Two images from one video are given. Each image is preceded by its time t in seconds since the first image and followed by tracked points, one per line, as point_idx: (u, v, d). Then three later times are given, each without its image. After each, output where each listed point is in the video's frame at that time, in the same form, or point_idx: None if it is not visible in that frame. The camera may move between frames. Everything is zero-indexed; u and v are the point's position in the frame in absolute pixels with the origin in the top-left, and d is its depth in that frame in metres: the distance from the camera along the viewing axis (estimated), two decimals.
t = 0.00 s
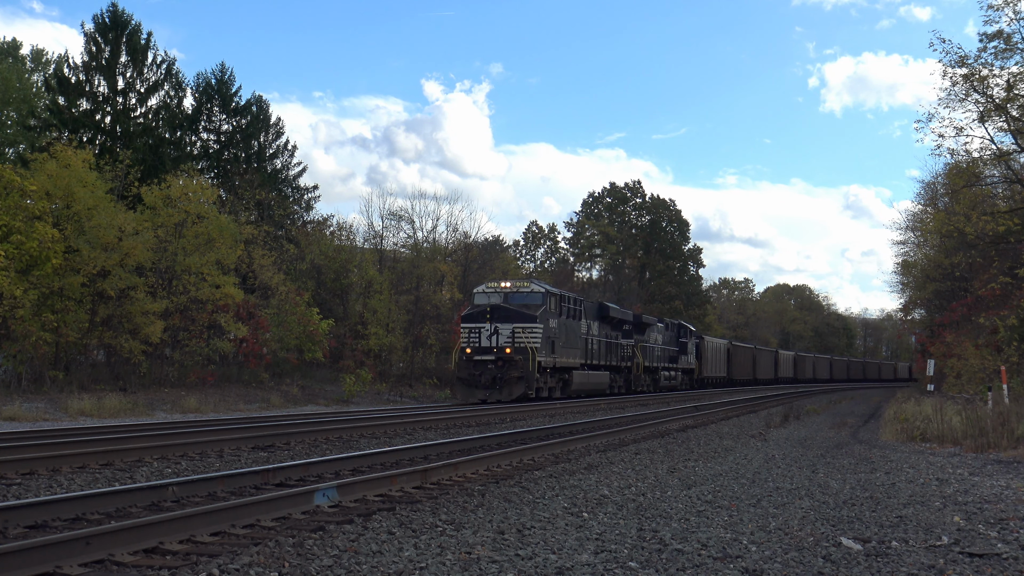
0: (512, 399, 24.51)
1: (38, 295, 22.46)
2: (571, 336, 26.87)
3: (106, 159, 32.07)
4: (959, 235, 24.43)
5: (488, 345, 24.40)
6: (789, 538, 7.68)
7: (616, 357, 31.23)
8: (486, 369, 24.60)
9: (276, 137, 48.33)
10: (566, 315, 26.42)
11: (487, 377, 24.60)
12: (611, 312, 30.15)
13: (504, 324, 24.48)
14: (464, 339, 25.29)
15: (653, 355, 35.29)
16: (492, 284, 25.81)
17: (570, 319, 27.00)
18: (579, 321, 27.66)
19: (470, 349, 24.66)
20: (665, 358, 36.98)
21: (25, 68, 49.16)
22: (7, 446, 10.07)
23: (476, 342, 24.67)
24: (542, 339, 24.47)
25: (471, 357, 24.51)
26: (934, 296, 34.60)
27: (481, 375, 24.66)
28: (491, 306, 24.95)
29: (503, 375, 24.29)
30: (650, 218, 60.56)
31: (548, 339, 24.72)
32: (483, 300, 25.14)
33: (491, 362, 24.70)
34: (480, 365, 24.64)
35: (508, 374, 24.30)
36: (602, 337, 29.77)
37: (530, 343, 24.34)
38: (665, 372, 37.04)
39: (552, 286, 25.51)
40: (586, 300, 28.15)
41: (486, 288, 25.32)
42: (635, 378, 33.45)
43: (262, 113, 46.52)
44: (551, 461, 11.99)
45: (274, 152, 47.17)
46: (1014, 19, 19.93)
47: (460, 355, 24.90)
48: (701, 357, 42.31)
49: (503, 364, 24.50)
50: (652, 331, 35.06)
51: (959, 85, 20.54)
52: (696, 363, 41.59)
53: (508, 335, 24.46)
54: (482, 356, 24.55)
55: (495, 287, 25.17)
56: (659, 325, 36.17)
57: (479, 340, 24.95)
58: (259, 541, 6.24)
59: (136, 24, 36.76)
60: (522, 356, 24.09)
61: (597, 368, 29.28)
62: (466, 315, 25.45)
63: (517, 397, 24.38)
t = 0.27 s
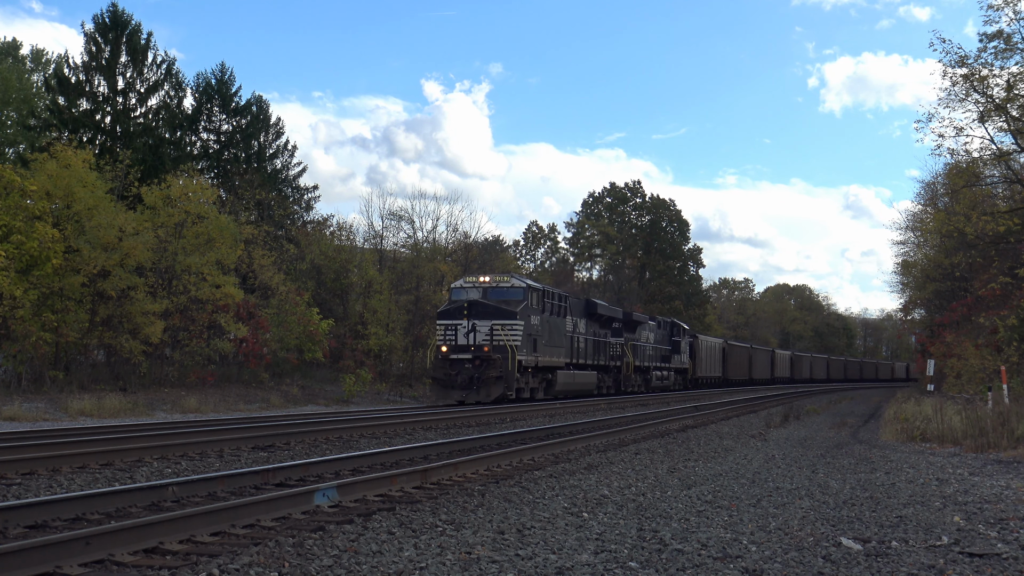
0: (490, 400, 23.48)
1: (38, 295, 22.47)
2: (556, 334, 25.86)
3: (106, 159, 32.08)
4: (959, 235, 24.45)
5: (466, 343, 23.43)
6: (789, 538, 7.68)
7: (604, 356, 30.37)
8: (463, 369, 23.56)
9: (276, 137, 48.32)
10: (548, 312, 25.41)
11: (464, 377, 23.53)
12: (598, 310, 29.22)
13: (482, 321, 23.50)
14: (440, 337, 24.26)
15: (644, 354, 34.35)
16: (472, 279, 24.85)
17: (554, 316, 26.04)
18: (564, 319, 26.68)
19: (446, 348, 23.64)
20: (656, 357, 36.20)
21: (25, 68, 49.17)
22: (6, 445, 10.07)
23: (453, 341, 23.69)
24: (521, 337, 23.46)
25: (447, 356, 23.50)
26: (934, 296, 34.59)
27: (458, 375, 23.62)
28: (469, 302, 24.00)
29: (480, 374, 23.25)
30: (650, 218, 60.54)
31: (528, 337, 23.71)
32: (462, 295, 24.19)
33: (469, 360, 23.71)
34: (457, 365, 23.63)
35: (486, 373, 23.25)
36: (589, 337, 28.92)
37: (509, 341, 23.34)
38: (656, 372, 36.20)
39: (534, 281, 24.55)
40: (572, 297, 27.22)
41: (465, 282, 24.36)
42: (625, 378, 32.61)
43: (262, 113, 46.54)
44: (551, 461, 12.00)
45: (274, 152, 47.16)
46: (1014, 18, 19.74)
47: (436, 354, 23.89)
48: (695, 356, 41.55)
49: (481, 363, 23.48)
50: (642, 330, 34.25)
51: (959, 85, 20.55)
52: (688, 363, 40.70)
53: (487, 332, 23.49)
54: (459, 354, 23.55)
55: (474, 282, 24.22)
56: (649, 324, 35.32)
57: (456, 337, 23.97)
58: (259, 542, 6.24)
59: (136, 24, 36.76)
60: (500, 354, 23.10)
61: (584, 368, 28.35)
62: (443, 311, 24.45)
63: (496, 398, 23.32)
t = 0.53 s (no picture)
0: (465, 401, 22.37)
1: (38, 295, 22.48)
2: (537, 332, 24.86)
3: (106, 159, 32.10)
4: (959, 235, 24.46)
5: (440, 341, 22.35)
6: (789, 538, 7.68)
7: (591, 355, 29.45)
8: (437, 368, 22.44)
9: (276, 137, 48.31)
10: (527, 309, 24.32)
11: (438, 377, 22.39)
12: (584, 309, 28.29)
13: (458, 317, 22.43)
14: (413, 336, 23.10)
15: (634, 354, 33.45)
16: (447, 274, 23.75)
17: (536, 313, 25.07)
18: (547, 317, 25.72)
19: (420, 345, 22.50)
20: (647, 356, 35.35)
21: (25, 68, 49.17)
22: (6, 446, 10.06)
23: (426, 339, 22.61)
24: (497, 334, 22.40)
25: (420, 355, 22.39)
26: (934, 296, 34.57)
27: (432, 374, 22.53)
28: (443, 298, 22.88)
29: (454, 373, 22.21)
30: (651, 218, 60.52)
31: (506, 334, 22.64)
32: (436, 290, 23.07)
33: (442, 360, 22.64)
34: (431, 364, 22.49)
35: (461, 373, 22.21)
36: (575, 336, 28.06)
37: (486, 339, 22.28)
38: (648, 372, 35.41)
39: (513, 276, 23.50)
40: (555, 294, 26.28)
41: (440, 277, 23.25)
42: (614, 379, 31.83)
43: (262, 113, 46.55)
44: (551, 461, 12.00)
45: (274, 152, 47.16)
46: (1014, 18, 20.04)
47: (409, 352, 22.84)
48: (688, 356, 40.86)
49: (456, 362, 22.40)
50: (633, 329, 33.39)
51: (959, 85, 20.56)
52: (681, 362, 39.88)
53: (463, 330, 22.44)
54: (433, 353, 22.44)
55: (449, 276, 23.16)
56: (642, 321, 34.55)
57: (430, 335, 22.88)
58: (259, 541, 6.23)
59: (135, 24, 36.76)
60: (477, 353, 22.04)
61: (569, 368, 27.45)
62: (416, 307, 23.29)
63: (471, 398, 22.30)
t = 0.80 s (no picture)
0: (436, 403, 20.97)
1: (38, 295, 22.47)
2: (518, 329, 23.69)
3: (106, 159, 32.12)
4: (959, 235, 24.45)
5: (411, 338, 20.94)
6: (789, 538, 7.69)
7: (577, 354, 28.40)
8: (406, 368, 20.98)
9: (276, 137, 48.30)
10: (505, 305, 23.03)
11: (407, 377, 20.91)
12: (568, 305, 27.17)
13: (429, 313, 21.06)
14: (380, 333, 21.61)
15: (623, 353, 32.41)
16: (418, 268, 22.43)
17: (516, 310, 23.88)
18: (529, 313, 24.59)
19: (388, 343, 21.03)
20: (638, 355, 34.40)
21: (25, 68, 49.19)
22: (6, 446, 10.06)
23: (395, 336, 21.18)
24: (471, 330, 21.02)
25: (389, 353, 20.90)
26: (934, 296, 34.57)
27: (402, 374, 21.09)
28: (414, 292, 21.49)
29: (425, 373, 20.80)
30: (650, 218, 60.54)
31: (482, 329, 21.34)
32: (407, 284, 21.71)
33: (413, 359, 21.20)
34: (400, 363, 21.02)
35: (432, 373, 20.82)
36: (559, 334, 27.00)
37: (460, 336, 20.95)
38: (639, 372, 34.49)
39: (489, 269, 22.23)
40: (537, 290, 25.14)
41: (411, 271, 21.94)
42: (602, 379, 30.85)
43: (262, 113, 46.56)
44: (551, 461, 11.99)
45: (274, 152, 47.15)
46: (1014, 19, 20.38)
47: (378, 351, 21.43)
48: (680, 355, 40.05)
49: (427, 361, 20.99)
50: (622, 327, 32.39)
51: (958, 85, 20.57)
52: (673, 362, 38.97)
53: (435, 326, 21.08)
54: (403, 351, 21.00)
55: (421, 270, 21.89)
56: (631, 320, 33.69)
57: (399, 332, 21.46)
58: (259, 541, 6.24)
59: (135, 24, 36.77)
60: (450, 351, 20.72)
61: (552, 367, 26.32)
62: (385, 303, 21.84)
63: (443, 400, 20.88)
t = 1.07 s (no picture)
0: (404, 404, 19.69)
1: (38, 295, 22.47)
2: (495, 326, 22.52)
3: (107, 159, 32.16)
4: (959, 235, 24.46)
5: (377, 335, 19.68)
6: (789, 538, 7.69)
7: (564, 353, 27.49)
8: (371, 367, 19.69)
9: (276, 137, 48.29)
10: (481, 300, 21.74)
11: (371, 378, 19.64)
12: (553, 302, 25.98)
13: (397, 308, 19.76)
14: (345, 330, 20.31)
15: (613, 352, 31.44)
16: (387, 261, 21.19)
17: (494, 305, 22.67)
18: (509, 310, 23.51)
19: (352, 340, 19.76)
20: (628, 354, 33.40)
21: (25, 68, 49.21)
22: (6, 446, 10.05)
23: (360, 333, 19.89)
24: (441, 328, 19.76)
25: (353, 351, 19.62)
26: (934, 296, 34.58)
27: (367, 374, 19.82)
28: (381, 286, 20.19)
29: (392, 374, 19.49)
30: (650, 218, 60.58)
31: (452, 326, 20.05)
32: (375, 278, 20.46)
33: (379, 357, 19.88)
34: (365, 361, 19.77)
35: (399, 373, 19.55)
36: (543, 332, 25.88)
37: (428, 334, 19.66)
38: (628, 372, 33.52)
39: (463, 261, 20.95)
40: (517, 284, 23.97)
41: (380, 263, 20.72)
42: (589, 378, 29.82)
43: (262, 113, 46.55)
44: (551, 461, 11.99)
45: (274, 152, 47.14)
46: (1014, 19, 20.46)
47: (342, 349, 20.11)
48: (673, 355, 39.32)
49: (394, 359, 19.70)
50: (612, 326, 31.50)
51: (959, 85, 20.57)
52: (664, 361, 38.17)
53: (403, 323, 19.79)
54: (367, 348, 19.70)
55: (391, 262, 20.68)
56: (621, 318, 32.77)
57: (364, 329, 20.17)
58: (259, 541, 6.24)
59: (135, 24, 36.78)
60: (417, 349, 19.45)
61: (535, 367, 25.26)
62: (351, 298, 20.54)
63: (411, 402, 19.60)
